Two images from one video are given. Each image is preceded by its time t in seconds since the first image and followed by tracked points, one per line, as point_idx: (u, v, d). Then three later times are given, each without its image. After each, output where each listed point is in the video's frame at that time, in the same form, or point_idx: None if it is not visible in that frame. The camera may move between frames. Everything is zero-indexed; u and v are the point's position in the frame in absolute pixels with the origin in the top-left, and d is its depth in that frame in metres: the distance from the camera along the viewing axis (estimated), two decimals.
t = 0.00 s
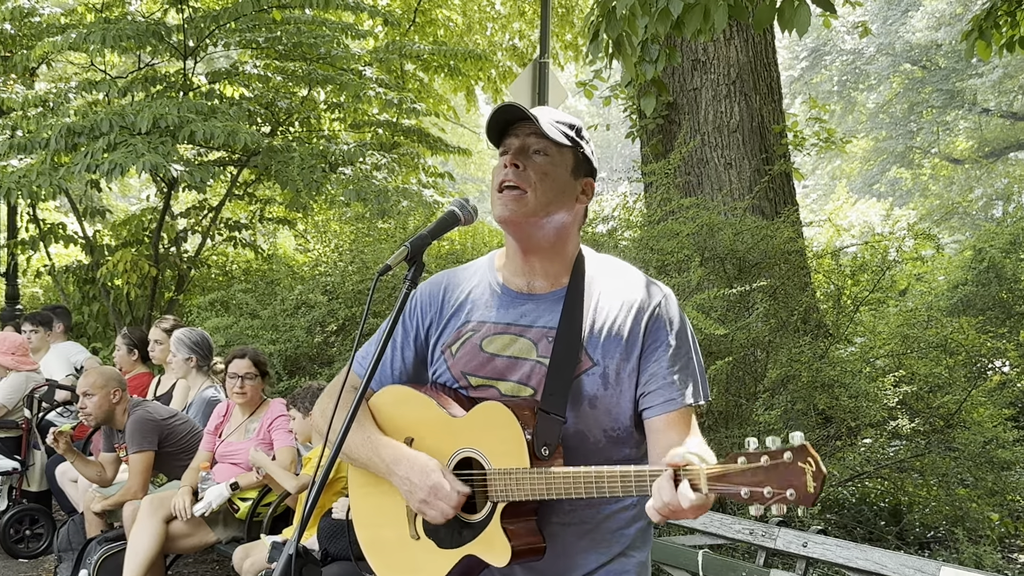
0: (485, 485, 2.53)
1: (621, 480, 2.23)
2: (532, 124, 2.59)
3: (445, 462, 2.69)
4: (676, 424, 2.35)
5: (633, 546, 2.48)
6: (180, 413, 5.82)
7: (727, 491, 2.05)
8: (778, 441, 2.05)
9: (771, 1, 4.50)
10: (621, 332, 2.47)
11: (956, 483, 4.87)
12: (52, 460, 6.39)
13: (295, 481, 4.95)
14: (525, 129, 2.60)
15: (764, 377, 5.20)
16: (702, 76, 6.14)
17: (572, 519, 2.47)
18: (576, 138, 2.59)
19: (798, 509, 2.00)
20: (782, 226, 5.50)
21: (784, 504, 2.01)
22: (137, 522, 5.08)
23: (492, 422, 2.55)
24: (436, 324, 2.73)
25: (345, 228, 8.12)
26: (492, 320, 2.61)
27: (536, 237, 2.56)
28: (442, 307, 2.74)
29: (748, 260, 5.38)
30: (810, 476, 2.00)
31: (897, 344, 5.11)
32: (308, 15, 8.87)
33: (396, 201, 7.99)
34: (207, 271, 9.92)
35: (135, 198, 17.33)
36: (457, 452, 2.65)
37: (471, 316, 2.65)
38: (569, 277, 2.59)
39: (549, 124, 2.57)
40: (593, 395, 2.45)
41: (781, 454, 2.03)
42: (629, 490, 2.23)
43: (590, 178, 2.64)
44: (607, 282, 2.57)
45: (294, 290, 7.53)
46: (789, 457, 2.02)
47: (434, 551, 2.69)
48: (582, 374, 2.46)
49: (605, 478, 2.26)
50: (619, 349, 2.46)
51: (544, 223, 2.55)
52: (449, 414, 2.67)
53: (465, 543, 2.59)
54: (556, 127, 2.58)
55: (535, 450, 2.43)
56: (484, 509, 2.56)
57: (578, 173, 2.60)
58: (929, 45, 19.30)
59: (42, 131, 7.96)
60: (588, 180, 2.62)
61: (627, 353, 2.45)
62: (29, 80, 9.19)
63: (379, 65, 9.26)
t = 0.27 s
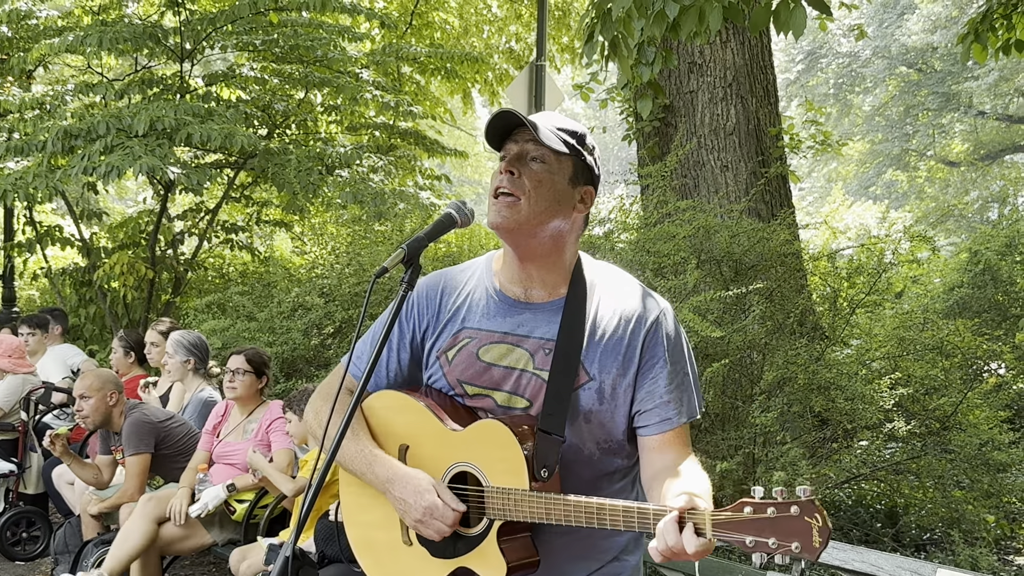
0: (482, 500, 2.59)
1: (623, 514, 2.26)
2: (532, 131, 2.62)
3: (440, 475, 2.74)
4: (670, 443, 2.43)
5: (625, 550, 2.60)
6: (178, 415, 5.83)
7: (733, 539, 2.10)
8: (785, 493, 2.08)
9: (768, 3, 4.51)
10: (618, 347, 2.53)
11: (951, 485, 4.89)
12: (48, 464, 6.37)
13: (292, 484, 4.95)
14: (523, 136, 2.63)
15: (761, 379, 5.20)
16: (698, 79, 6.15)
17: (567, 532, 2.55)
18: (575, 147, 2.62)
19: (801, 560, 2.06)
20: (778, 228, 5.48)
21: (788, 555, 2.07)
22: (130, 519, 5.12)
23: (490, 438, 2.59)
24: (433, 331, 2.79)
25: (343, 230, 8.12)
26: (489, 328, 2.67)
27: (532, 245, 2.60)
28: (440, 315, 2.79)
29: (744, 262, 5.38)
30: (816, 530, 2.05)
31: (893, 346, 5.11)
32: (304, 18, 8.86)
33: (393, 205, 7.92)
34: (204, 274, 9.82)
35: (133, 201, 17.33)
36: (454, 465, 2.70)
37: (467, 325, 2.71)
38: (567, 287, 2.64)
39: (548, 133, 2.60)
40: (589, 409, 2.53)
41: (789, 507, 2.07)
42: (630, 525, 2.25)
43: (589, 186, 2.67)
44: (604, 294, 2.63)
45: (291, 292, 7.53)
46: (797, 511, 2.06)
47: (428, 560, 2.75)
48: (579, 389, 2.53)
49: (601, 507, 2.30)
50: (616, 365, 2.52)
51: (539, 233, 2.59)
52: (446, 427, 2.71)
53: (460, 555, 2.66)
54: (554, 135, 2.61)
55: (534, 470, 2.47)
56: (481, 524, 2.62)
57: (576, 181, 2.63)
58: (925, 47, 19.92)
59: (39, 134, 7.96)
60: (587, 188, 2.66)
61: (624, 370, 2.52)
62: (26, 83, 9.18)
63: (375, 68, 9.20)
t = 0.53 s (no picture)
0: (482, 492, 2.68)
1: (617, 505, 2.35)
2: (533, 133, 2.69)
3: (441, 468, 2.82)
4: (664, 440, 2.49)
5: (620, 546, 2.62)
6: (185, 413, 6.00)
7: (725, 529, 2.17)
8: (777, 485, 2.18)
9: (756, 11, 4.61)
10: (615, 345, 2.58)
11: (936, 481, 5.07)
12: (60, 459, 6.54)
13: (297, 480, 5.10)
14: (524, 138, 2.71)
15: (751, 378, 5.33)
16: (690, 86, 6.32)
17: (563, 526, 2.62)
18: (574, 150, 2.69)
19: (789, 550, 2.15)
20: (768, 231, 5.59)
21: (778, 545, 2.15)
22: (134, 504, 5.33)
23: (491, 432, 2.68)
24: (436, 327, 2.83)
25: (344, 233, 8.26)
26: (491, 325, 2.71)
27: (531, 244, 2.66)
28: (442, 311, 2.84)
29: (734, 264, 5.52)
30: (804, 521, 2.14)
31: (878, 346, 5.27)
32: (308, 26, 8.99)
33: (394, 207, 8.22)
34: (210, 275, 10.03)
35: (141, 206, 17.53)
36: (455, 459, 2.79)
37: (469, 321, 2.76)
38: (567, 286, 2.70)
39: (547, 135, 2.67)
40: (586, 405, 2.58)
41: (780, 498, 2.17)
42: (624, 516, 2.35)
43: (589, 187, 2.72)
44: (602, 293, 2.68)
45: (294, 293, 7.69)
46: (787, 502, 2.16)
47: (428, 550, 2.85)
48: (577, 385, 2.58)
49: (594, 500, 2.41)
50: (613, 363, 2.57)
51: (537, 232, 2.65)
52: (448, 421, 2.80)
53: (459, 546, 2.75)
54: (554, 138, 2.68)
55: (533, 463, 2.58)
56: (479, 516, 2.70)
57: (575, 183, 2.69)
58: (910, 55, 21.38)
59: (51, 139, 8.15)
60: (586, 190, 2.71)
61: (621, 367, 2.56)
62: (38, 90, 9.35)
63: (377, 75, 9.46)
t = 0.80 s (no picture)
0: (476, 474, 2.52)
1: (599, 476, 2.25)
2: (538, 131, 2.61)
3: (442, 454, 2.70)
4: (663, 429, 2.36)
5: (623, 541, 2.49)
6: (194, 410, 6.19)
7: (698, 492, 2.04)
8: (750, 445, 2.04)
9: (744, 18, 4.65)
10: (615, 333, 2.44)
11: (921, 475, 5.21)
12: (71, 455, 6.82)
13: (302, 476, 5.26)
14: (527, 136, 2.62)
15: (742, 375, 5.36)
16: (682, 94, 6.54)
17: (562, 513, 2.47)
18: (579, 148, 2.59)
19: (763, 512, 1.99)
20: (758, 234, 5.78)
21: (750, 507, 2.00)
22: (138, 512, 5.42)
23: (489, 414, 2.54)
24: (443, 319, 2.72)
25: (349, 235, 8.50)
26: (497, 316, 2.59)
27: (533, 236, 2.56)
28: (450, 305, 2.72)
29: (726, 265, 5.65)
30: (777, 480, 2.00)
31: (865, 344, 5.39)
32: (313, 35, 9.23)
33: (396, 211, 8.38)
34: (219, 276, 10.33)
35: (150, 209, 17.79)
36: (455, 441, 2.65)
37: (477, 313, 2.63)
38: (571, 279, 2.56)
39: (551, 133, 2.58)
40: (584, 394, 2.42)
41: (750, 458, 2.02)
42: (606, 486, 2.24)
43: (594, 185, 2.61)
44: (605, 283, 2.54)
45: (300, 294, 7.87)
46: (758, 461, 2.01)
47: (427, 534, 2.70)
48: (575, 372, 2.43)
49: (588, 473, 2.26)
50: (613, 350, 2.43)
51: (539, 225, 2.55)
52: (450, 405, 2.68)
53: (455, 530, 2.58)
54: (558, 135, 2.59)
55: (524, 443, 2.42)
56: (473, 498, 2.54)
57: (579, 180, 2.59)
58: (895, 64, 22.15)
59: (64, 145, 8.36)
60: (590, 188, 2.60)
61: (621, 355, 2.43)
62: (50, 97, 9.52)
63: (380, 83, 9.57)
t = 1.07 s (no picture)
0: (475, 466, 2.45)
1: (584, 458, 2.19)
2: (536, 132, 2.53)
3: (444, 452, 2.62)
4: (666, 422, 2.22)
5: (625, 544, 2.35)
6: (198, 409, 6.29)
7: (674, 468, 2.01)
8: (719, 419, 2.03)
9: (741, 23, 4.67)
10: (615, 327, 2.36)
11: (914, 472, 5.24)
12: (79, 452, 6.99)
13: (305, 474, 5.38)
14: (527, 137, 2.56)
15: (738, 373, 5.42)
16: (679, 96, 6.63)
17: (563, 511, 2.36)
18: (580, 147, 2.52)
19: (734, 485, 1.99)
20: (753, 234, 5.80)
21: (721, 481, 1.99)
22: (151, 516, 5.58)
23: (488, 407, 2.47)
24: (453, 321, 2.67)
25: (351, 236, 8.62)
26: (505, 317, 2.52)
27: (536, 238, 2.50)
28: (461, 308, 2.68)
29: (722, 265, 5.69)
30: (746, 452, 2.00)
31: (859, 343, 5.46)
32: (316, 39, 9.26)
33: (397, 212, 8.46)
34: (222, 277, 10.40)
35: (155, 210, 17.89)
36: (456, 437, 2.58)
37: (485, 313, 2.57)
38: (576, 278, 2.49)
39: (550, 133, 2.51)
40: (584, 389, 2.34)
41: (721, 431, 2.01)
42: (590, 469, 2.18)
43: (596, 184, 2.53)
44: (610, 280, 2.45)
45: (303, 294, 7.96)
46: (728, 434, 2.00)
47: (430, 530, 2.63)
48: (575, 367, 2.35)
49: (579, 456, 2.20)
50: (614, 344, 2.34)
51: (540, 224, 2.49)
52: (451, 401, 2.60)
53: (457, 523, 2.51)
54: (558, 135, 2.52)
55: (519, 433, 2.36)
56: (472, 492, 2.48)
57: (580, 178, 2.51)
58: (889, 67, 22.17)
59: (70, 147, 8.44)
60: (591, 187, 2.52)
61: (622, 348, 2.33)
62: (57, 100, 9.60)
63: (381, 86, 9.77)
